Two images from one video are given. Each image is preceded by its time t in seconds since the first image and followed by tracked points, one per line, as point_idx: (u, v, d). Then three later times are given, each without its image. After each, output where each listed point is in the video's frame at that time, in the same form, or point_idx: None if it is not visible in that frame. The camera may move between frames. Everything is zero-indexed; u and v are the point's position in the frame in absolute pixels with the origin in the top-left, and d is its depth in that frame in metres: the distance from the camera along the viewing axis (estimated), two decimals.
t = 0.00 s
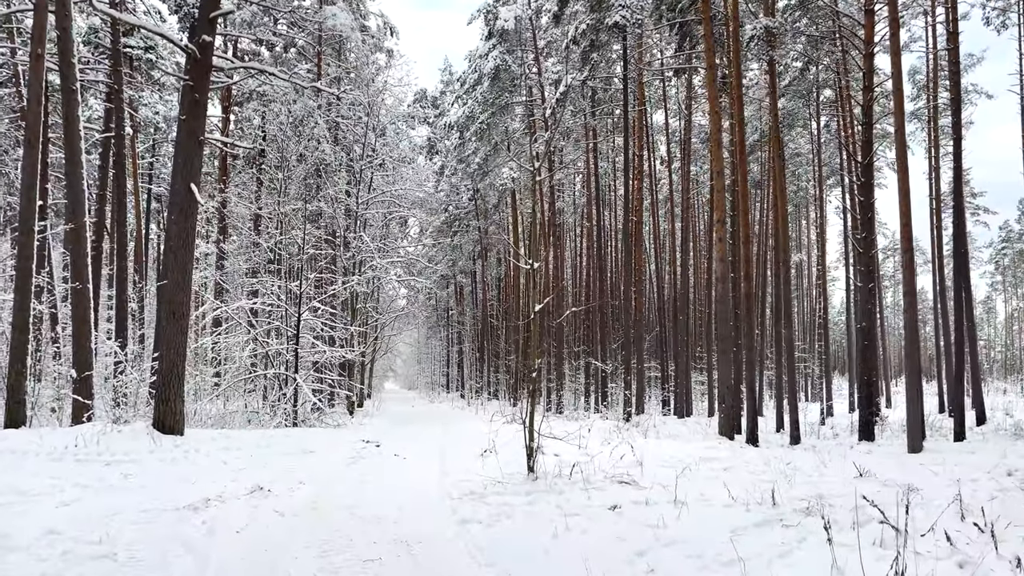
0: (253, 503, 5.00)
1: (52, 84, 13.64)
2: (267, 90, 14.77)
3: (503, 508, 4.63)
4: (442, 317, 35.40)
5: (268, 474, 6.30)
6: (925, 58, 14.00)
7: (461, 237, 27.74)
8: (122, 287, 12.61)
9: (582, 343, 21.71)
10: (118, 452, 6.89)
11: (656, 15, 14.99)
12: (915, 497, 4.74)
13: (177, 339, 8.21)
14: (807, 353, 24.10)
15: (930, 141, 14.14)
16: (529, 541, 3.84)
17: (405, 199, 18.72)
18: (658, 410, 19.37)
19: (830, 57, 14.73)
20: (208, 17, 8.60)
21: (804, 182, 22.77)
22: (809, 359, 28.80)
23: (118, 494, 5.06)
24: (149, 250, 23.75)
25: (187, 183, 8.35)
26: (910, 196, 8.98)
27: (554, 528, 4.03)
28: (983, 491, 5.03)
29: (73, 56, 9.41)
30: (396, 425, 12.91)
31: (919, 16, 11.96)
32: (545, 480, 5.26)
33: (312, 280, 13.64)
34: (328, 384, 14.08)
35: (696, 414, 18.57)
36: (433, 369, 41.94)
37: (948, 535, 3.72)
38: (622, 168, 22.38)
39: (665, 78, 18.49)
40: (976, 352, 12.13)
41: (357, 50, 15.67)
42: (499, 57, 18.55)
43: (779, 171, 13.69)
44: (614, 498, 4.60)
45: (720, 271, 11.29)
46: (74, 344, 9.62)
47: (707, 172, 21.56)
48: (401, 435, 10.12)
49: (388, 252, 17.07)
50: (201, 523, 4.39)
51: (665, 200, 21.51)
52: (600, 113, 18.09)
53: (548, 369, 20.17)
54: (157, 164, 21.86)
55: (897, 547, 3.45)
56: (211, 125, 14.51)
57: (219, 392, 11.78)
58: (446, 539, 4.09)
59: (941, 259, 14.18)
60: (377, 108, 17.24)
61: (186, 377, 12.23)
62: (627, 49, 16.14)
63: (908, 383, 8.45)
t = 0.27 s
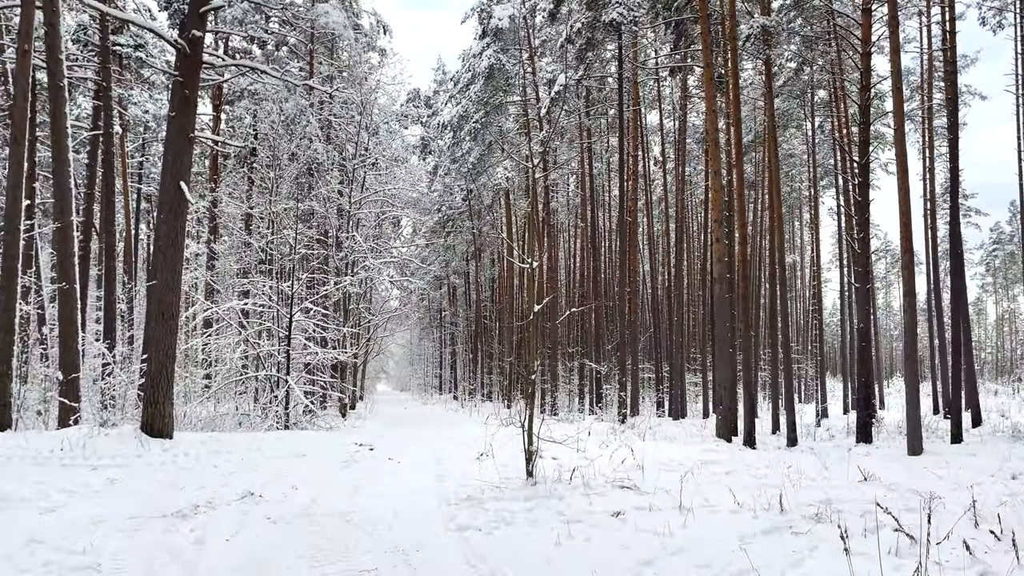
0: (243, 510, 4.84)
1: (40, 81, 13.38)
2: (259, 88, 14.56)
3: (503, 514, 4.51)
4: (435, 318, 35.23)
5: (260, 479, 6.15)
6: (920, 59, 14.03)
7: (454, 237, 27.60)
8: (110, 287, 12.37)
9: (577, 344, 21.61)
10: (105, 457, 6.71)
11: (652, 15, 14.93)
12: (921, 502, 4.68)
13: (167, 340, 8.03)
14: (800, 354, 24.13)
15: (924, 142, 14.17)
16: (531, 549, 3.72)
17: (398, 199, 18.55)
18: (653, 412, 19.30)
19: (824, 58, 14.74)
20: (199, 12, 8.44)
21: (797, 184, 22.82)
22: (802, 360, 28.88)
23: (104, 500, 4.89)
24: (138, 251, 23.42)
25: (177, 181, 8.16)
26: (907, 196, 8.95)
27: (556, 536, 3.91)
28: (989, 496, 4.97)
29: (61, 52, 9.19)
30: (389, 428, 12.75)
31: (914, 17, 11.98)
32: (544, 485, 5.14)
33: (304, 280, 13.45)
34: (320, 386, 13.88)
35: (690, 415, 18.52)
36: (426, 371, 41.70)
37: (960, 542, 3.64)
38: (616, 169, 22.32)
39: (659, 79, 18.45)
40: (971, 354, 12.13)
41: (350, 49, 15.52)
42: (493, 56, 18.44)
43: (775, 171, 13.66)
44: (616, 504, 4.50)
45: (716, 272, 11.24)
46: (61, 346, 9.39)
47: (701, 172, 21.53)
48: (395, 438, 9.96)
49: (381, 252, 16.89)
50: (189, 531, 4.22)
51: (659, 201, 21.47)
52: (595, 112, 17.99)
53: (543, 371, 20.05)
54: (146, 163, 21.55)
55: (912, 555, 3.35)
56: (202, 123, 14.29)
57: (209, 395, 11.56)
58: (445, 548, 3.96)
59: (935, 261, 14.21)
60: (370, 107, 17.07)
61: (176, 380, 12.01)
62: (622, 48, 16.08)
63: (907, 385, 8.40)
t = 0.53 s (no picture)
0: (236, 513, 4.71)
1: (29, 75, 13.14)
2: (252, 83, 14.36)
3: (505, 518, 4.41)
4: (429, 317, 35.05)
5: (253, 481, 6.00)
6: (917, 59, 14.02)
7: (449, 236, 27.44)
8: (100, 284, 12.16)
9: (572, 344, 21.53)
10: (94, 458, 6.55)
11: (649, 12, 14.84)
12: (928, 506, 4.62)
13: (158, 339, 7.87)
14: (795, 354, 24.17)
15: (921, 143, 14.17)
16: (535, 555, 3.60)
17: (393, 197, 18.40)
18: (649, 412, 19.25)
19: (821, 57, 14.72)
20: (191, 3, 8.26)
21: (793, 184, 22.81)
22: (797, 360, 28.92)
23: (92, 503, 4.73)
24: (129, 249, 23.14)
25: (168, 176, 7.98)
26: (908, 195, 8.91)
27: (560, 541, 3.81)
28: (996, 499, 4.92)
29: (51, 45, 8.99)
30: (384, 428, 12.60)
31: (912, 16, 11.95)
32: (545, 488, 5.04)
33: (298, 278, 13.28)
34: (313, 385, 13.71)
35: (686, 415, 18.48)
36: (420, 370, 41.52)
37: (973, 548, 3.56)
38: (612, 168, 22.24)
39: (656, 77, 18.37)
40: (968, 354, 12.14)
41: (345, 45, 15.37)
42: (490, 54, 18.31)
43: (772, 171, 13.63)
44: (619, 507, 4.41)
45: (715, 271, 11.18)
46: (50, 343, 9.19)
47: (697, 172, 21.50)
48: (390, 439, 9.83)
49: (375, 251, 16.73)
50: (179, 534, 4.07)
51: (655, 201, 21.41)
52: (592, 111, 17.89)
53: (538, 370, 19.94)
54: (138, 160, 21.27)
55: (927, 562, 3.26)
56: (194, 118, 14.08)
57: (201, 394, 11.37)
58: (445, 553, 3.84)
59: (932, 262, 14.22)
60: (365, 103, 16.91)
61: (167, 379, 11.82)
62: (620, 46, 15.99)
63: (908, 386, 8.36)
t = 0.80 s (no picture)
0: (230, 512, 4.58)
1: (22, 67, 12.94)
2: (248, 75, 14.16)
3: (508, 519, 4.30)
4: (426, 314, 34.89)
5: (249, 479, 5.87)
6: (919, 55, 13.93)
7: (446, 233, 27.27)
8: (94, 279, 11.98)
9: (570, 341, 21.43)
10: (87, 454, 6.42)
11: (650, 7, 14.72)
12: (939, 508, 4.54)
13: (153, 333, 7.73)
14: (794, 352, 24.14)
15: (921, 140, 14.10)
16: (540, 558, 3.48)
17: (390, 192, 18.23)
18: (648, 410, 19.17)
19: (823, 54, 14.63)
20: None
21: (792, 182, 22.72)
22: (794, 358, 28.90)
23: (83, 501, 4.60)
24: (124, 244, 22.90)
25: (163, 168, 7.81)
26: (911, 192, 8.83)
27: (567, 544, 3.71)
28: (1007, 501, 4.84)
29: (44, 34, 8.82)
30: (381, 425, 12.48)
31: (915, 12, 11.87)
32: (549, 487, 4.93)
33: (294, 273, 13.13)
34: (310, 382, 13.56)
35: (685, 413, 18.42)
36: (416, 367, 41.35)
37: (992, 552, 3.46)
38: (611, 165, 22.11)
39: (655, 72, 18.25)
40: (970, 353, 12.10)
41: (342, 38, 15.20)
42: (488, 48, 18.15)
43: (773, 168, 13.55)
44: (625, 508, 4.31)
45: (717, 268, 11.09)
46: (41, 338, 9.01)
47: (697, 169, 21.38)
48: (388, 436, 9.71)
49: (373, 246, 16.58)
50: (171, 535, 3.93)
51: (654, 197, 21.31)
52: (591, 106, 17.74)
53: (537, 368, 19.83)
54: (133, 154, 21.04)
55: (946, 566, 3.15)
56: (190, 111, 13.89)
57: (195, 390, 11.22)
58: (446, 555, 3.72)
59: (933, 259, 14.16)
60: (363, 98, 16.74)
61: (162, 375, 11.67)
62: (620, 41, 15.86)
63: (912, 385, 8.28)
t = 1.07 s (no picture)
0: (227, 513, 4.46)
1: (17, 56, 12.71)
2: (247, 67, 13.97)
3: (514, 521, 4.21)
4: (425, 310, 34.74)
5: (246, 477, 5.76)
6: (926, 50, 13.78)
7: (446, 228, 27.09)
8: (89, 272, 11.81)
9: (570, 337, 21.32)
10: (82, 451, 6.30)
11: None
12: (954, 513, 4.45)
13: (150, 328, 7.60)
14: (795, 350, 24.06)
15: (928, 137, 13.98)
16: (547, 564, 3.37)
17: (390, 187, 18.08)
18: (648, 407, 19.10)
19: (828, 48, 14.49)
20: None
21: (794, 179, 22.58)
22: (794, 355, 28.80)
23: (76, 500, 4.48)
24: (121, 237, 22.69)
25: (160, 159, 7.64)
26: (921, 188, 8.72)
27: (576, 548, 3.61)
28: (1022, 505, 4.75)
29: (39, 22, 8.64)
30: (381, 421, 12.37)
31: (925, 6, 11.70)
32: (554, 488, 4.84)
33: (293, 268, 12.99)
34: (308, 377, 13.44)
35: (685, 410, 18.35)
36: (414, 363, 41.24)
37: (1016, 561, 3.35)
38: (612, 160, 21.94)
39: (658, 67, 18.09)
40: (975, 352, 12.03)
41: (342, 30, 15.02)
42: (489, 41, 17.97)
43: (780, 163, 13.38)
44: (634, 511, 4.22)
45: (721, 264, 10.97)
46: (34, 332, 8.85)
47: (699, 165, 21.26)
48: (388, 433, 9.59)
49: (372, 241, 16.43)
50: (166, 537, 3.81)
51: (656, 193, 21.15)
52: (594, 101, 17.56)
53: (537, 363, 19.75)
54: (130, 146, 20.83)
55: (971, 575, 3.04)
56: (187, 103, 13.70)
57: (192, 386, 11.09)
58: (450, 559, 3.60)
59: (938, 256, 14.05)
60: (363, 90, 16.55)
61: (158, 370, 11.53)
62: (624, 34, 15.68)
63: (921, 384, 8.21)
